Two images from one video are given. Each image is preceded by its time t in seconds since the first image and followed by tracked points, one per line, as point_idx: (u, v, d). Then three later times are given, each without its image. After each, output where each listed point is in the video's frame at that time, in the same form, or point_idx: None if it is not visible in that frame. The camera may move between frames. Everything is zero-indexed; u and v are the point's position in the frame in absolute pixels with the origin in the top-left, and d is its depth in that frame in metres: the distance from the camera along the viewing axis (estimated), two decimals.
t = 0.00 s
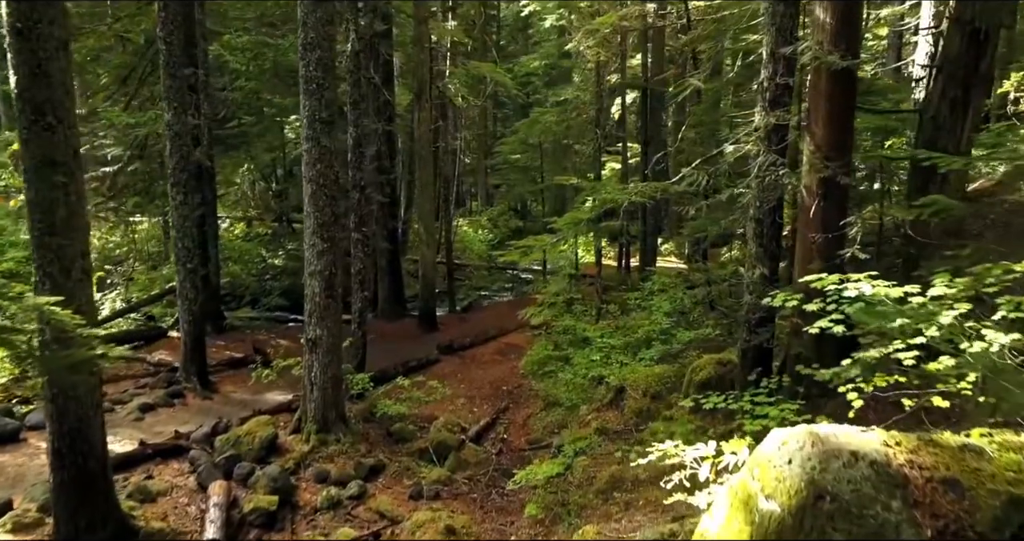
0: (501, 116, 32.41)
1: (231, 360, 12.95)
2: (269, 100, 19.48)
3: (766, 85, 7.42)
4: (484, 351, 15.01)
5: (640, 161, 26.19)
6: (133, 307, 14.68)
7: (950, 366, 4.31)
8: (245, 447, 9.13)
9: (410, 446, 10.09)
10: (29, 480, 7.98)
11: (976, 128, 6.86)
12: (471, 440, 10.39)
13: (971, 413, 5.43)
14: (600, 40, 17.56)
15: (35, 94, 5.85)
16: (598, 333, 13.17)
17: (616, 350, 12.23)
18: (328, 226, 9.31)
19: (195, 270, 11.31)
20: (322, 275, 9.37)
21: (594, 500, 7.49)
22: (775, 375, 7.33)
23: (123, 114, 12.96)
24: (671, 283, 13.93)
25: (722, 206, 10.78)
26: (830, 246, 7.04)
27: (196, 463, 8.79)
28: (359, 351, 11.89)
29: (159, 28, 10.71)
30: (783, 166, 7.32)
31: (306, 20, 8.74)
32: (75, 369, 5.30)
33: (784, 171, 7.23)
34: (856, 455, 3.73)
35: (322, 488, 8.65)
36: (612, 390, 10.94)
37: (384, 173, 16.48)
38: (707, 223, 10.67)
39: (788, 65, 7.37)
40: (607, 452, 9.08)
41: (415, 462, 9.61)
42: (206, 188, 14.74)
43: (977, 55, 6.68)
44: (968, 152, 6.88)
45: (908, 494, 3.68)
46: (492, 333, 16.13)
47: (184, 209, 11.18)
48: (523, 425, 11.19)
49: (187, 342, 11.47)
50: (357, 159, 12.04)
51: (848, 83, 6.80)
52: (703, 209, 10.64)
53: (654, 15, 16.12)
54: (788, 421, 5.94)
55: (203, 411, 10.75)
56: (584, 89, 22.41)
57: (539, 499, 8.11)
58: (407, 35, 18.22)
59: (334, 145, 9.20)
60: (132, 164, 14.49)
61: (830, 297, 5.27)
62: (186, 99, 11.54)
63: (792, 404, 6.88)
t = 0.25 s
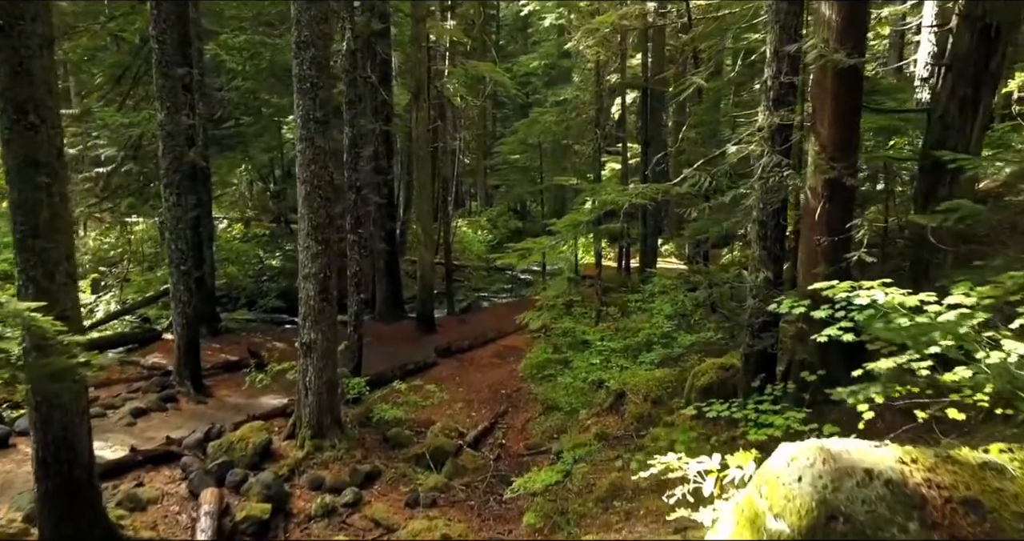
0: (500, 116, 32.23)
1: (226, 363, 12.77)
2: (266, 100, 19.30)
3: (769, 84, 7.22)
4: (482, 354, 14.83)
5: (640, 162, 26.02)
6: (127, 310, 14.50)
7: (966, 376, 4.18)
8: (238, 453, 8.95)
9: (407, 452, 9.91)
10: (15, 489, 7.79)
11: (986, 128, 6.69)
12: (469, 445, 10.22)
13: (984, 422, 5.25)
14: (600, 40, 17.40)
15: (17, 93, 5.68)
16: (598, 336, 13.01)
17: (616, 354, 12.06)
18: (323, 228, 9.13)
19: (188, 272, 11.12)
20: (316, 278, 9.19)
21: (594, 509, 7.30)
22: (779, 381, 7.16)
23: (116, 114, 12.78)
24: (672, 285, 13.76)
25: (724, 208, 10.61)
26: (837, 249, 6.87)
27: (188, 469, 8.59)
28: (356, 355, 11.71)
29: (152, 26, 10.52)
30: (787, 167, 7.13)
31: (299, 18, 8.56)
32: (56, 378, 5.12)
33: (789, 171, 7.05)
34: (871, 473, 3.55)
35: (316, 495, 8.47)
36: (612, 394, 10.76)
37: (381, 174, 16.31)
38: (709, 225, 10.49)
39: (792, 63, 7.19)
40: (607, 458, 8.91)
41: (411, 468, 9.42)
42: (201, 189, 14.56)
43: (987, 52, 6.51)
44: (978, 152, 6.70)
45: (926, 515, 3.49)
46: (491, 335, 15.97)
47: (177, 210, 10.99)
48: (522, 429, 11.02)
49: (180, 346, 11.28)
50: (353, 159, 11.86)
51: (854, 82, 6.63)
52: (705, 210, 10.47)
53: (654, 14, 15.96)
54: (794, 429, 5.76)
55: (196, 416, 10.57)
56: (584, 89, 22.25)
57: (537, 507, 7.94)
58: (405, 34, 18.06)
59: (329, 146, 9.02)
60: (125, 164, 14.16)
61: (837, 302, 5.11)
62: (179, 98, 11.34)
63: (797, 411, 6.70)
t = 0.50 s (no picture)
0: (500, 116, 32.07)
1: (220, 367, 12.59)
2: (263, 100, 19.14)
3: (774, 83, 7.09)
4: (481, 356, 14.67)
5: (640, 162, 25.88)
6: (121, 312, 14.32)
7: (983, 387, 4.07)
8: (231, 460, 8.77)
9: (403, 457, 9.73)
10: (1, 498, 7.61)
11: (998, 126, 6.52)
12: (467, 450, 10.05)
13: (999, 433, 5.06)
14: (600, 39, 17.25)
15: None
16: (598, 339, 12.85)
17: (616, 357, 11.90)
18: (317, 230, 8.95)
19: (181, 275, 10.94)
20: (311, 281, 9.02)
21: (594, 517, 7.13)
22: (784, 388, 7.00)
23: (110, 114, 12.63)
24: (672, 287, 13.60)
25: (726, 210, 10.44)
26: (842, 252, 6.70)
27: (180, 476, 8.39)
28: (352, 358, 11.54)
29: (144, 24, 10.34)
30: (792, 168, 6.95)
31: (293, 15, 8.38)
32: (35, 387, 4.93)
33: (793, 172, 6.87)
34: (885, 493, 3.37)
35: (311, 503, 8.29)
36: (612, 398, 10.59)
37: (379, 174, 16.14)
38: (711, 227, 10.32)
39: (797, 61, 7.04)
40: (608, 464, 8.75)
41: (408, 475, 9.24)
42: (196, 190, 14.38)
43: (998, 49, 6.30)
44: (988, 152, 6.53)
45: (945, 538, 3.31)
46: (489, 337, 15.81)
47: (170, 212, 10.82)
48: (521, 434, 10.85)
49: (174, 349, 11.11)
50: (350, 160, 11.69)
51: (860, 81, 6.47)
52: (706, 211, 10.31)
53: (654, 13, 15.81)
54: (800, 438, 5.60)
55: (189, 421, 10.39)
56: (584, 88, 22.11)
57: (537, 515, 7.78)
58: (403, 34, 17.90)
59: (323, 146, 8.85)
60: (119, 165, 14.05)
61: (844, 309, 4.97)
62: (172, 98, 11.15)
63: (803, 418, 6.53)
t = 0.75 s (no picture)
0: (499, 116, 31.91)
1: (215, 370, 12.41)
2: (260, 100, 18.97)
3: (778, 82, 6.92)
4: (479, 359, 14.50)
5: (640, 162, 25.74)
6: (115, 315, 14.13)
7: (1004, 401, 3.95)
8: (224, 467, 8.59)
9: (400, 464, 9.54)
10: None
11: (1010, 126, 6.35)
12: (464, 456, 9.86)
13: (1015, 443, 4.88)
14: (600, 38, 17.08)
15: None
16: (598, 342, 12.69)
17: (616, 361, 11.73)
18: (312, 232, 8.76)
19: (174, 277, 10.77)
20: (305, 285, 8.84)
21: (594, 528, 6.95)
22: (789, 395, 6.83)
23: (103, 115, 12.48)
24: (673, 289, 13.44)
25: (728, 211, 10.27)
26: (849, 255, 6.52)
27: (170, 484, 8.20)
28: (349, 362, 11.36)
29: (136, 22, 10.15)
30: (797, 169, 6.78)
31: (285, 13, 8.19)
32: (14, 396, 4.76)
33: (798, 172, 6.69)
34: (904, 517, 3.10)
35: (305, 511, 8.10)
36: (613, 403, 10.42)
37: (376, 175, 15.96)
38: (713, 228, 10.13)
39: (802, 59, 6.86)
40: (608, 471, 8.58)
41: (404, 482, 9.05)
42: (191, 191, 14.20)
43: (1010, 47, 6.11)
44: (999, 153, 6.35)
45: None
46: (488, 340, 15.63)
47: (162, 213, 10.63)
48: (519, 439, 10.66)
49: (167, 353, 10.93)
50: (346, 160, 11.52)
51: (867, 79, 6.30)
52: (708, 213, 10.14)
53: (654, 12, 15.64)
54: (807, 448, 5.41)
55: (182, 426, 10.20)
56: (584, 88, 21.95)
57: (535, 524, 7.60)
58: (401, 33, 17.73)
59: (317, 146, 8.67)
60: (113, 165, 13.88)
61: (854, 316, 4.81)
62: (165, 97, 10.96)
63: (809, 426, 6.34)
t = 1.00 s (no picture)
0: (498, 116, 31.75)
1: (209, 374, 12.22)
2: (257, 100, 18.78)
3: (783, 81, 6.75)
4: (478, 362, 14.33)
5: (640, 162, 25.55)
6: (110, 317, 13.94)
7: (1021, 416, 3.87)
8: (216, 474, 8.40)
9: (397, 470, 9.35)
10: None
11: None
12: (462, 463, 9.67)
13: None
14: (600, 38, 16.91)
15: None
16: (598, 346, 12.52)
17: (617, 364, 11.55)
18: (306, 235, 8.58)
19: (167, 280, 10.58)
20: (299, 288, 8.64)
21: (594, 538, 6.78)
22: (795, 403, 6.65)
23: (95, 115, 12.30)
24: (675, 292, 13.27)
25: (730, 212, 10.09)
26: (857, 259, 6.35)
27: (161, 493, 8.01)
28: (345, 365, 11.18)
29: (128, 21, 9.96)
30: (803, 170, 6.61)
31: (278, 11, 8.01)
32: None
33: (805, 173, 6.51)
34: None
35: (298, 519, 7.89)
36: (613, 408, 10.24)
37: (373, 176, 15.78)
38: (715, 230, 9.96)
39: (807, 58, 6.70)
40: (609, 478, 8.40)
41: (400, 489, 8.85)
42: (185, 192, 14.02)
43: None
44: (1013, 153, 6.18)
45: None
46: (486, 343, 15.45)
47: (155, 215, 10.44)
48: (519, 445, 10.48)
49: (160, 358, 10.75)
50: (342, 161, 11.33)
51: (876, 78, 6.12)
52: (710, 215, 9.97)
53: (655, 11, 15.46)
54: (816, 459, 5.20)
55: (175, 432, 10.02)
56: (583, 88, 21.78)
57: (534, 534, 7.43)
58: (399, 32, 17.56)
59: (312, 147, 8.49)
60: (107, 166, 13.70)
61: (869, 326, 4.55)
62: (157, 97, 10.76)
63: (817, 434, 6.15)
